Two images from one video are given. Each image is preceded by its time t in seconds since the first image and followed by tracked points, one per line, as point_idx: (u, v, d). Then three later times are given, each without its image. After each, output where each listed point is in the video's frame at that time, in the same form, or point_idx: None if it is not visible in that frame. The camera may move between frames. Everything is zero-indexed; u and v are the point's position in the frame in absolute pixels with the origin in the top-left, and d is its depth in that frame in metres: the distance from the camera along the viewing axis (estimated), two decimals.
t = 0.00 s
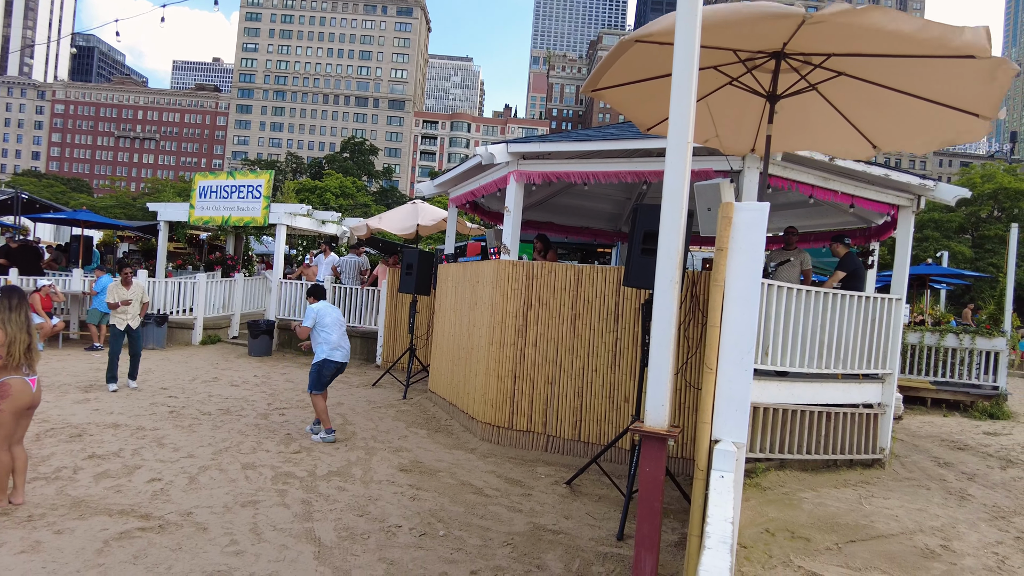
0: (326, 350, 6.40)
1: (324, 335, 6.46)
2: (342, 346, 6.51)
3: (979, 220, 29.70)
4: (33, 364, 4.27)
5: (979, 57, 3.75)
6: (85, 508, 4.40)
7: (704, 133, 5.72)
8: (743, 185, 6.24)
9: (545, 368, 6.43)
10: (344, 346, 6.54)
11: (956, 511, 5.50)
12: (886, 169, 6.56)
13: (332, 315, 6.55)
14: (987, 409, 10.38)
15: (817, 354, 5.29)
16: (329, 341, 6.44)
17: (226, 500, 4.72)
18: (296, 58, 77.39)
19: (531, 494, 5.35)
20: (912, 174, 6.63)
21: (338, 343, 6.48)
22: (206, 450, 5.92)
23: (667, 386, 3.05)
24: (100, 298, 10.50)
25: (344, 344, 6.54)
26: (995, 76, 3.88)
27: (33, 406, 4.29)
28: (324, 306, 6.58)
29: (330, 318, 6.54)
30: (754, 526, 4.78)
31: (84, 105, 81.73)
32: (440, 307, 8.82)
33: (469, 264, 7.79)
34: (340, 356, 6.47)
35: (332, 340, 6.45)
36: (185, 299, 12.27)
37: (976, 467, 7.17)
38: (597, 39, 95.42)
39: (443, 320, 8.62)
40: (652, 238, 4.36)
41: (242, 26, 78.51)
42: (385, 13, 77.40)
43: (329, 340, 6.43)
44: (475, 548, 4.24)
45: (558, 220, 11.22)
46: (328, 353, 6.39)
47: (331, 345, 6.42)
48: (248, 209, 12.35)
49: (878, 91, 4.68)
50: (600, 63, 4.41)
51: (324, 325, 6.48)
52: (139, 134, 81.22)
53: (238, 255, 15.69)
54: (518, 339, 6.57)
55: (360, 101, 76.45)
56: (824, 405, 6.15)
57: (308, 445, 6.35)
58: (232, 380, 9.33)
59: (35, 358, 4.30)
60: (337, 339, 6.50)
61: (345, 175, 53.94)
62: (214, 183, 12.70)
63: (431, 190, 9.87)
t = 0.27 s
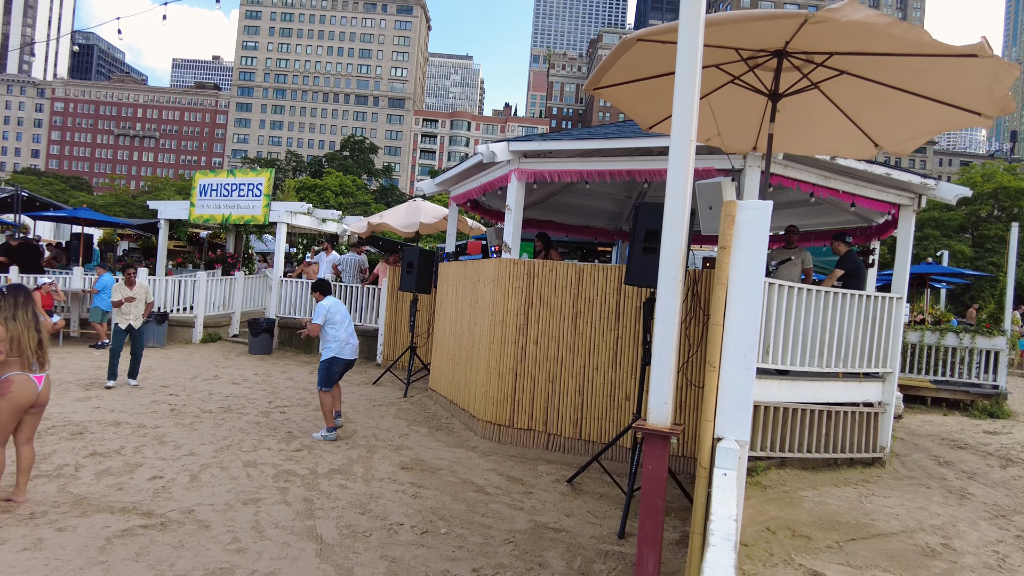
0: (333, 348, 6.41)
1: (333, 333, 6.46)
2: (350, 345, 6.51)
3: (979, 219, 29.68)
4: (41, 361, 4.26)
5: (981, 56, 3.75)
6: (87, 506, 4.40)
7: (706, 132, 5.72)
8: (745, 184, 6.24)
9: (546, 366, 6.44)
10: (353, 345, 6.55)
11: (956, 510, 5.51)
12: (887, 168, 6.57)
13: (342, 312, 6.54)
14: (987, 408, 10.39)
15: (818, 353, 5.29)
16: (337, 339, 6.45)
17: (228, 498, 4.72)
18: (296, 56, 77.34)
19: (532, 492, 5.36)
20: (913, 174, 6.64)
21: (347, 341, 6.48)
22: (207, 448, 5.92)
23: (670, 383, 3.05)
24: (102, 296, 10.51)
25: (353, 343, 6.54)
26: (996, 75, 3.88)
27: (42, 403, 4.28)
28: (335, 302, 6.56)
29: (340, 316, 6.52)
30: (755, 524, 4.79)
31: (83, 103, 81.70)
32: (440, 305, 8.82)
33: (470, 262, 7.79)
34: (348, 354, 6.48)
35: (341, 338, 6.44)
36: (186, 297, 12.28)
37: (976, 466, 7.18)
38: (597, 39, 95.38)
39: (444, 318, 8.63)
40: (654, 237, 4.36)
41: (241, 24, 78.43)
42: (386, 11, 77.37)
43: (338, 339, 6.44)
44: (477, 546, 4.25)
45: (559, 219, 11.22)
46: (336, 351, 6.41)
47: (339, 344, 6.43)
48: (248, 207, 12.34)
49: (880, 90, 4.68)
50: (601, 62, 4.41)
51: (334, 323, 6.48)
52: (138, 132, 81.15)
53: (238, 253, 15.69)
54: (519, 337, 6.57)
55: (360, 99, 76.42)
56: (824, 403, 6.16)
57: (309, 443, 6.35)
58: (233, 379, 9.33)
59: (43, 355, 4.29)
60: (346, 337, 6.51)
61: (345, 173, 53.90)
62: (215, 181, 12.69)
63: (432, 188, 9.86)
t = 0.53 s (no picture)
0: (338, 348, 6.40)
1: (340, 332, 6.45)
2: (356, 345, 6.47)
3: (980, 218, 29.65)
4: (41, 359, 4.26)
5: (984, 54, 3.75)
6: (90, 503, 4.41)
7: (708, 130, 5.72)
8: (746, 182, 6.24)
9: (548, 365, 6.44)
10: (360, 345, 6.50)
11: (958, 508, 5.51)
12: (888, 167, 6.57)
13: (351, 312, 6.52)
14: (988, 407, 10.38)
15: (819, 352, 5.30)
16: (342, 339, 6.44)
17: (230, 496, 4.73)
18: (296, 55, 77.27)
19: (533, 490, 5.36)
20: (915, 172, 6.64)
21: (352, 341, 6.45)
22: (209, 446, 5.93)
23: (673, 381, 3.04)
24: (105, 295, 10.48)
25: (360, 344, 6.49)
26: (998, 73, 3.88)
27: (47, 400, 4.28)
28: (345, 302, 6.54)
29: (347, 316, 6.50)
30: (756, 523, 4.80)
31: (84, 102, 81.69)
32: (441, 304, 8.83)
33: (471, 260, 7.79)
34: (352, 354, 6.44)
35: (345, 338, 6.42)
36: (187, 296, 12.21)
37: (977, 465, 7.18)
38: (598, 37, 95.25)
39: (444, 317, 8.63)
40: (655, 235, 4.36)
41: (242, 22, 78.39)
42: (386, 10, 77.30)
43: (343, 338, 6.42)
44: (479, 543, 4.25)
45: (560, 218, 11.21)
46: (340, 351, 6.39)
47: (343, 343, 6.41)
48: (249, 206, 12.35)
49: (882, 88, 4.68)
50: (604, 60, 4.41)
51: (341, 322, 6.46)
52: (139, 131, 81.13)
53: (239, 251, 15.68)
54: (520, 336, 6.58)
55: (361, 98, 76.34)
56: (825, 402, 6.16)
57: (310, 441, 6.36)
58: (235, 377, 9.34)
59: (43, 353, 4.28)
60: (352, 337, 6.47)
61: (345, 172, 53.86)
62: (215, 180, 12.68)
63: (433, 187, 9.86)
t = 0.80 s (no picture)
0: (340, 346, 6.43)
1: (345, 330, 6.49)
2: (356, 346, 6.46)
3: (983, 217, 29.61)
4: (44, 358, 4.26)
5: (988, 52, 3.74)
6: (95, 500, 4.42)
7: (711, 129, 5.71)
8: (749, 180, 6.23)
9: (550, 363, 6.44)
10: (360, 346, 6.48)
11: (960, 507, 5.51)
12: (891, 165, 6.56)
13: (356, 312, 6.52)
14: (991, 406, 10.36)
15: (822, 351, 5.29)
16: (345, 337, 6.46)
17: (234, 494, 4.74)
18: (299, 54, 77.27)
19: (536, 488, 5.37)
20: (918, 171, 6.63)
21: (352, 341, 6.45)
22: (213, 444, 5.94)
23: (677, 379, 3.03)
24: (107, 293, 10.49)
25: (360, 344, 6.47)
26: (1003, 70, 3.87)
27: (56, 398, 4.28)
28: (351, 301, 6.56)
29: (351, 315, 6.51)
30: (759, 521, 4.80)
31: (86, 101, 81.83)
32: (444, 302, 8.84)
33: (474, 259, 7.78)
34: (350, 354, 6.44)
35: (345, 337, 6.44)
36: (190, 294, 12.23)
37: (980, 464, 7.17)
38: (600, 36, 95.10)
39: (447, 315, 8.63)
40: (658, 233, 4.35)
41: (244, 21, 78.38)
42: (388, 9, 77.28)
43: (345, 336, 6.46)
44: (482, 541, 4.26)
45: (562, 216, 11.21)
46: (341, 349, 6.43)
47: (343, 342, 6.43)
48: (252, 205, 12.35)
49: (886, 86, 4.67)
50: (607, 59, 4.41)
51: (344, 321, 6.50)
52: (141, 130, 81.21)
53: (242, 250, 15.70)
54: (523, 334, 6.58)
55: (363, 97, 76.34)
56: (828, 400, 6.15)
57: (313, 439, 6.37)
58: (238, 375, 9.35)
59: (45, 352, 4.28)
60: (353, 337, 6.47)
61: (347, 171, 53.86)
62: (218, 178, 12.69)
63: (435, 185, 9.86)
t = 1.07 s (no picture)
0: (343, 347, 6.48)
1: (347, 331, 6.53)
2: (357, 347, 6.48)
3: (989, 216, 29.49)
4: (50, 357, 4.29)
5: (995, 48, 3.73)
6: (103, 496, 4.45)
7: (716, 127, 5.71)
8: (754, 179, 6.24)
9: (555, 361, 6.45)
10: (362, 347, 6.50)
11: (966, 506, 5.50)
12: (897, 163, 6.54)
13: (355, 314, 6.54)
14: (997, 406, 10.33)
15: (828, 349, 5.29)
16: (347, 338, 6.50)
17: (240, 490, 4.77)
18: (303, 53, 77.36)
19: (541, 485, 5.38)
20: (923, 169, 6.61)
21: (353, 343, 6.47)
22: (219, 442, 5.97)
23: (683, 375, 3.02)
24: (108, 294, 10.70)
25: (361, 346, 6.49)
26: (1009, 67, 3.86)
27: (68, 395, 4.31)
28: (351, 302, 6.60)
29: (351, 317, 6.54)
30: (764, 519, 4.80)
31: (92, 100, 82.12)
32: (449, 301, 8.85)
33: (479, 257, 7.80)
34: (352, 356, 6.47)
35: (346, 338, 6.47)
36: (195, 293, 12.27)
37: (986, 463, 7.15)
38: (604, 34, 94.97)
39: (452, 314, 8.65)
40: (664, 231, 4.36)
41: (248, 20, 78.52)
42: (393, 8, 77.29)
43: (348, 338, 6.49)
44: (487, 538, 4.27)
45: (567, 215, 11.22)
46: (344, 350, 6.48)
47: (344, 343, 6.48)
48: (257, 203, 12.38)
49: (891, 83, 4.66)
50: (612, 57, 4.42)
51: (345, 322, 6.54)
52: (146, 129, 81.47)
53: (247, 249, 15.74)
54: (528, 332, 6.59)
55: (367, 96, 76.39)
56: (834, 399, 6.15)
57: (319, 437, 6.39)
58: (243, 373, 9.39)
59: (50, 352, 4.31)
60: (355, 338, 6.50)
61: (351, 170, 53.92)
62: (223, 177, 12.73)
63: (440, 184, 9.87)
